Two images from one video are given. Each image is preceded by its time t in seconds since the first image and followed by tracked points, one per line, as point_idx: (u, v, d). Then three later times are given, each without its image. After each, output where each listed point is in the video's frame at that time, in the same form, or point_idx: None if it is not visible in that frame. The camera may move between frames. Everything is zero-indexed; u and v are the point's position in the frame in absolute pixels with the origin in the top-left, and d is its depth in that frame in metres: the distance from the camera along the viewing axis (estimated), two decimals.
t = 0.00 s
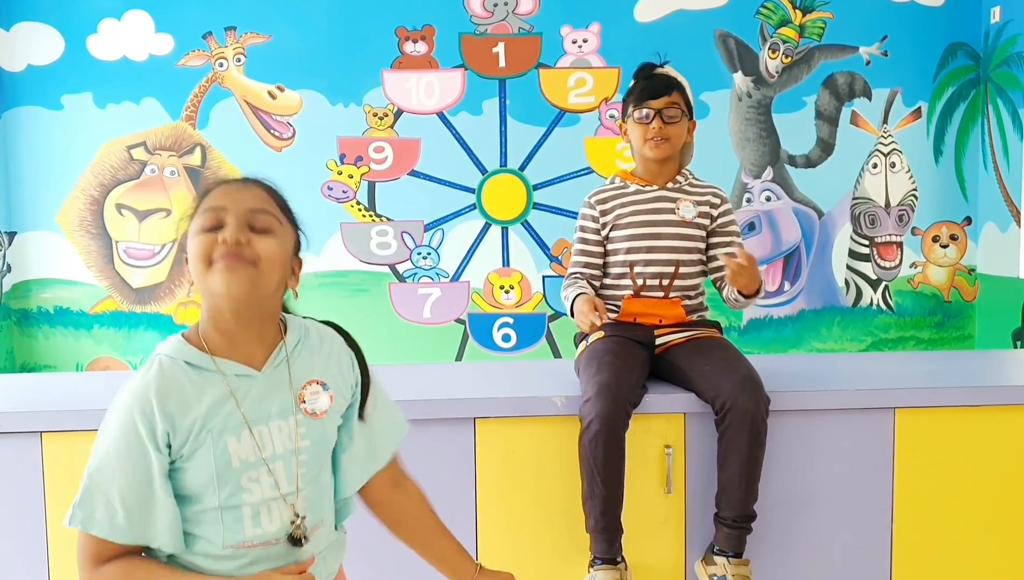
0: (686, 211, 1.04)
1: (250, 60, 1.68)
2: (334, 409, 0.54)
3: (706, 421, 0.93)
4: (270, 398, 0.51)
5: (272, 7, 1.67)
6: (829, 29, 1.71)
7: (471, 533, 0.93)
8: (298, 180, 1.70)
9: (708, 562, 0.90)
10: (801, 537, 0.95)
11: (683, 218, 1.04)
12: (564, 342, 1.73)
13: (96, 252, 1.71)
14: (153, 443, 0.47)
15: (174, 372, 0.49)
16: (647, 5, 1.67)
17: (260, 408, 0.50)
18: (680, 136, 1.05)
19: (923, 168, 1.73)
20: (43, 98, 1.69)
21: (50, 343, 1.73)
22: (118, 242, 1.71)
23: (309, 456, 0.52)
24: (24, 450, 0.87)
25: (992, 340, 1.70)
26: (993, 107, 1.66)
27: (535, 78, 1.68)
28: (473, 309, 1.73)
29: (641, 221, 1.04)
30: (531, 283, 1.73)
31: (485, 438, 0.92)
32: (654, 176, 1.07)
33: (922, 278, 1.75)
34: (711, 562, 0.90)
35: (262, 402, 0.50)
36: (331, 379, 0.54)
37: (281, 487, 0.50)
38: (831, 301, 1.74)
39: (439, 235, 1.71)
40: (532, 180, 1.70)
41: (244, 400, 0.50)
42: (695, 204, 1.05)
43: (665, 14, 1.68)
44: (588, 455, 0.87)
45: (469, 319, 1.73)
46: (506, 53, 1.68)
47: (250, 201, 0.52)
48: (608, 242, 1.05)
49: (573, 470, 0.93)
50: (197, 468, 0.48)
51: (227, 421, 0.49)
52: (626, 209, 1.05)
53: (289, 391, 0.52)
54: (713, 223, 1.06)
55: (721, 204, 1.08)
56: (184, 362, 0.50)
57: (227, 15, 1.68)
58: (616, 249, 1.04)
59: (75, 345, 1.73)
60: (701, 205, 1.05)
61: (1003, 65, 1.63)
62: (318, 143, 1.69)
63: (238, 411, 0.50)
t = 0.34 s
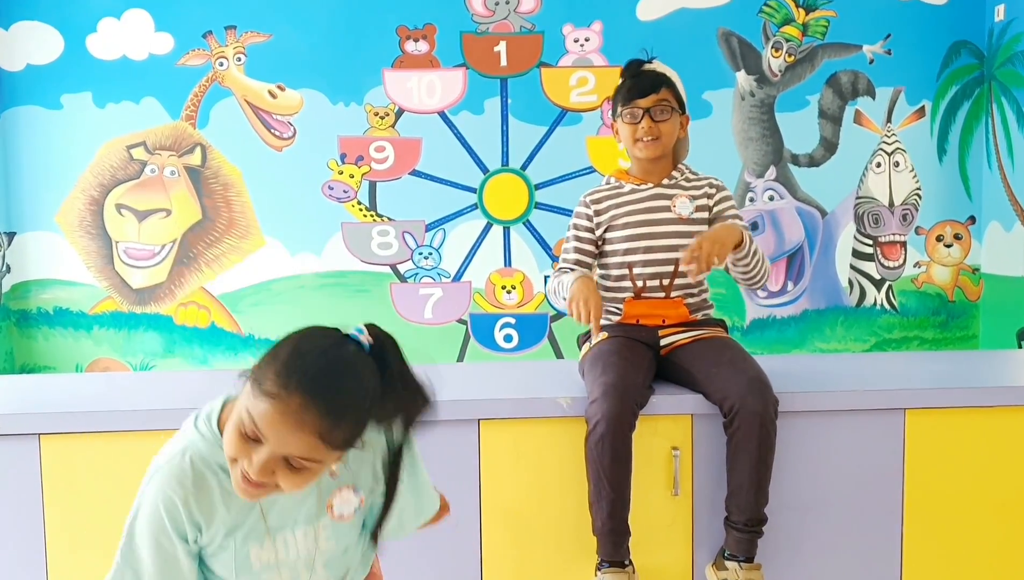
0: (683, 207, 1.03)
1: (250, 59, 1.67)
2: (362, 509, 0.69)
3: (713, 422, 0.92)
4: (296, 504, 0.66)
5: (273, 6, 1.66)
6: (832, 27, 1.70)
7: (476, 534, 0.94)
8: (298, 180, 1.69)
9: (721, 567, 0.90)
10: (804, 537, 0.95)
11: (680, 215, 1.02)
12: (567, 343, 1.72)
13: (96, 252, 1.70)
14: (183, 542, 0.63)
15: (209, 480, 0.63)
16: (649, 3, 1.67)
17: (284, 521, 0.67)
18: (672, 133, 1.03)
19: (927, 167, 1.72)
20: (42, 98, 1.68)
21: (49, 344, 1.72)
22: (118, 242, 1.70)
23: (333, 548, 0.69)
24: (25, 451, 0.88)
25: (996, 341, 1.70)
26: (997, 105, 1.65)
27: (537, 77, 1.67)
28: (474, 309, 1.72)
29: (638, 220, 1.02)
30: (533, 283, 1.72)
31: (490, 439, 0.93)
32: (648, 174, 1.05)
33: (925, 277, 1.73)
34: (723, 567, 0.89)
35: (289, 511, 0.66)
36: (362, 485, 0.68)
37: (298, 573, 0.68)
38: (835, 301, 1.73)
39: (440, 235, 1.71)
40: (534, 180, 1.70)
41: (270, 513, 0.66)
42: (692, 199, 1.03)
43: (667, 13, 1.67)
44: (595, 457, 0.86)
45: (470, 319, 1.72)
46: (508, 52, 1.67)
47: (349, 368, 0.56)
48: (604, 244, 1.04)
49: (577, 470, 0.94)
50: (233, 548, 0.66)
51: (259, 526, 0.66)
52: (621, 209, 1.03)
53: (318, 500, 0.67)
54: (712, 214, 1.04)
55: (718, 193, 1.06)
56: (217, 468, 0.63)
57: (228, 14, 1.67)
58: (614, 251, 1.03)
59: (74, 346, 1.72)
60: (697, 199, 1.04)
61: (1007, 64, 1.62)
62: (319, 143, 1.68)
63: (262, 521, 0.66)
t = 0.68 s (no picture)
0: (686, 205, 1.04)
1: (250, 56, 1.66)
2: (351, 502, 0.57)
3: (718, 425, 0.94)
4: (279, 473, 0.55)
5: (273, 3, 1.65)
6: (836, 24, 1.69)
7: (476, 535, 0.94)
8: (297, 178, 1.68)
9: (726, 574, 0.92)
10: (802, 536, 0.98)
11: (683, 213, 1.04)
12: (569, 344, 1.71)
13: (94, 250, 1.69)
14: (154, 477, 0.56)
15: (198, 418, 0.55)
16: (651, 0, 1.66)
17: (269, 489, 0.56)
18: (673, 124, 1.01)
19: (931, 165, 1.71)
20: (40, 95, 1.67)
21: (47, 342, 1.71)
22: (117, 241, 1.68)
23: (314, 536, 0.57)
24: (12, 453, 0.88)
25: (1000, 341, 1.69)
26: (1002, 103, 1.64)
27: (539, 74, 1.66)
28: (475, 308, 1.71)
29: (640, 219, 1.04)
30: (534, 282, 1.70)
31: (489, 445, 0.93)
32: (651, 170, 1.05)
33: (929, 277, 1.72)
34: (728, 574, 0.91)
35: (270, 477, 0.55)
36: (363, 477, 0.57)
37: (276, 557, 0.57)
38: (838, 300, 1.72)
39: (441, 233, 1.69)
40: (535, 178, 1.68)
41: (250, 474, 0.55)
42: (695, 196, 1.05)
43: (669, 10, 1.66)
44: (601, 461, 0.87)
45: (471, 319, 1.70)
46: (510, 49, 1.66)
47: (315, 239, 0.53)
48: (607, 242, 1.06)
49: (578, 478, 0.95)
50: (206, 503, 0.56)
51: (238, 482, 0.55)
52: (623, 208, 1.05)
53: (306, 474, 0.56)
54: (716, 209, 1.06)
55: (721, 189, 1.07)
56: (209, 409, 0.55)
57: (227, 11, 1.66)
58: (616, 251, 1.05)
59: (72, 345, 1.71)
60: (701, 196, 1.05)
61: (1012, 62, 1.61)
62: (318, 140, 1.67)
63: (243, 482, 0.55)
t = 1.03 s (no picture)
0: (694, 217, 1.01)
1: (244, 56, 1.63)
2: (342, 413, 0.61)
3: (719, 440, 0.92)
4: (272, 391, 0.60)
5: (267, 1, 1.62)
6: (839, 23, 1.66)
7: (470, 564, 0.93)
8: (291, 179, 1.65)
9: None
10: (804, 552, 0.95)
11: (690, 227, 1.01)
12: (569, 349, 1.68)
13: (85, 252, 1.66)
14: (143, 410, 0.58)
15: (185, 360, 0.61)
16: None
17: (256, 402, 0.59)
18: (685, 131, 1.01)
19: (936, 166, 1.68)
20: (30, 95, 1.64)
21: (37, 347, 1.68)
22: (109, 243, 1.66)
23: (309, 453, 0.59)
24: None
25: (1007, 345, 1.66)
26: (1009, 103, 1.62)
27: (537, 74, 1.63)
28: (473, 312, 1.68)
29: (646, 231, 1.01)
30: (533, 284, 1.68)
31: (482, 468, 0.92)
32: (658, 178, 1.04)
33: (934, 279, 1.70)
34: None
35: (258, 390, 0.59)
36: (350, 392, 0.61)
37: (266, 471, 0.58)
38: (842, 303, 1.69)
39: (438, 235, 1.67)
40: (533, 179, 1.66)
41: (242, 389, 0.59)
42: (703, 209, 1.02)
43: (670, 8, 1.63)
44: (600, 477, 0.85)
45: (469, 322, 1.68)
46: (508, 48, 1.63)
47: (275, 203, 0.61)
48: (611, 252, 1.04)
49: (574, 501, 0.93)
50: (197, 422, 0.58)
51: (233, 399, 0.59)
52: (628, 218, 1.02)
53: (290, 402, 0.59)
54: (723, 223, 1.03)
55: (731, 202, 1.05)
56: (197, 353, 0.61)
57: (221, 9, 1.63)
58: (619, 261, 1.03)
59: (63, 349, 1.67)
60: (711, 209, 1.03)
61: (1018, 61, 1.58)
62: (313, 141, 1.64)
63: (236, 399, 0.59)
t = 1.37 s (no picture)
0: (698, 229, 1.43)
1: (238, 53, 1.60)
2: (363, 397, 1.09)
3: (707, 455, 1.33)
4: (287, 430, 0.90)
5: None
6: (844, 19, 1.63)
7: None
8: (286, 179, 1.62)
9: None
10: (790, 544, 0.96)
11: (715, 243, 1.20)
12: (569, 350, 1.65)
13: (77, 253, 1.62)
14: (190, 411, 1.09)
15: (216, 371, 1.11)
16: None
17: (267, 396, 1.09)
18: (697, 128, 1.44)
19: (944, 165, 1.66)
20: (21, 93, 1.61)
21: (30, 349, 1.65)
22: (101, 243, 1.61)
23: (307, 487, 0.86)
24: None
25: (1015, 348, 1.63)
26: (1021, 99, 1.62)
27: (536, 71, 1.60)
28: (472, 313, 1.65)
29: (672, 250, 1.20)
30: (534, 285, 1.65)
31: (470, 469, 1.40)
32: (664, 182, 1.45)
33: (940, 280, 1.67)
34: None
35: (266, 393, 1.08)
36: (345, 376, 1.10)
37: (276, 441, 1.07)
38: (846, 304, 1.66)
39: (436, 235, 1.64)
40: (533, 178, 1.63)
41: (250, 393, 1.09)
42: (710, 220, 1.43)
43: (671, 5, 1.61)
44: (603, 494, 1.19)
45: (467, 324, 1.65)
46: (507, 45, 1.60)
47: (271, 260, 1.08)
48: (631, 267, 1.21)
49: (549, 503, 1.38)
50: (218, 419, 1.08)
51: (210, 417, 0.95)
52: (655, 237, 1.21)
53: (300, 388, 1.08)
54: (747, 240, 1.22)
55: (738, 214, 1.45)
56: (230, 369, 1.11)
57: (215, 6, 1.60)
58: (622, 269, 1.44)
59: (57, 351, 1.64)
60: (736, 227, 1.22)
61: None
62: (309, 140, 1.62)
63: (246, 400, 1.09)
